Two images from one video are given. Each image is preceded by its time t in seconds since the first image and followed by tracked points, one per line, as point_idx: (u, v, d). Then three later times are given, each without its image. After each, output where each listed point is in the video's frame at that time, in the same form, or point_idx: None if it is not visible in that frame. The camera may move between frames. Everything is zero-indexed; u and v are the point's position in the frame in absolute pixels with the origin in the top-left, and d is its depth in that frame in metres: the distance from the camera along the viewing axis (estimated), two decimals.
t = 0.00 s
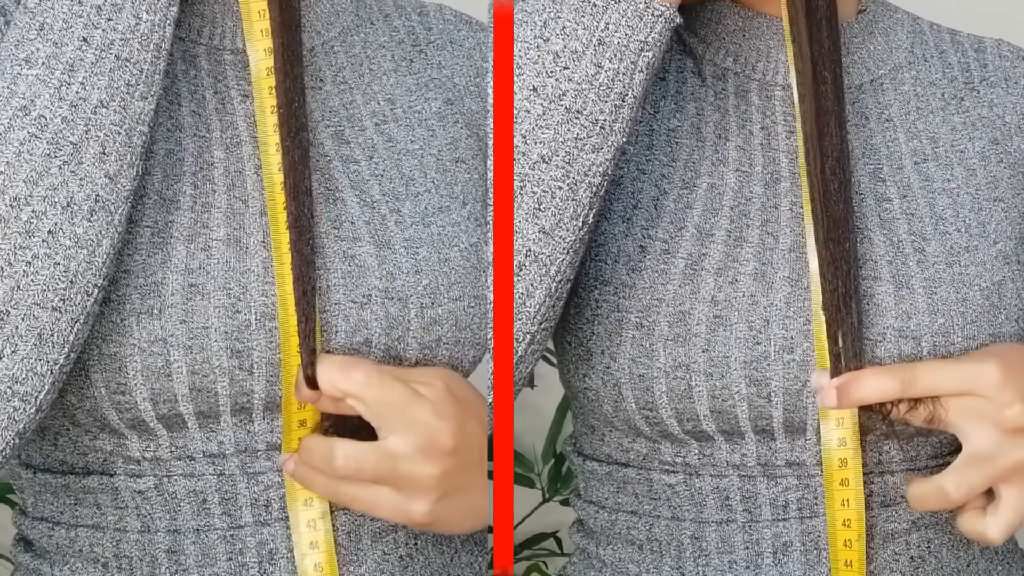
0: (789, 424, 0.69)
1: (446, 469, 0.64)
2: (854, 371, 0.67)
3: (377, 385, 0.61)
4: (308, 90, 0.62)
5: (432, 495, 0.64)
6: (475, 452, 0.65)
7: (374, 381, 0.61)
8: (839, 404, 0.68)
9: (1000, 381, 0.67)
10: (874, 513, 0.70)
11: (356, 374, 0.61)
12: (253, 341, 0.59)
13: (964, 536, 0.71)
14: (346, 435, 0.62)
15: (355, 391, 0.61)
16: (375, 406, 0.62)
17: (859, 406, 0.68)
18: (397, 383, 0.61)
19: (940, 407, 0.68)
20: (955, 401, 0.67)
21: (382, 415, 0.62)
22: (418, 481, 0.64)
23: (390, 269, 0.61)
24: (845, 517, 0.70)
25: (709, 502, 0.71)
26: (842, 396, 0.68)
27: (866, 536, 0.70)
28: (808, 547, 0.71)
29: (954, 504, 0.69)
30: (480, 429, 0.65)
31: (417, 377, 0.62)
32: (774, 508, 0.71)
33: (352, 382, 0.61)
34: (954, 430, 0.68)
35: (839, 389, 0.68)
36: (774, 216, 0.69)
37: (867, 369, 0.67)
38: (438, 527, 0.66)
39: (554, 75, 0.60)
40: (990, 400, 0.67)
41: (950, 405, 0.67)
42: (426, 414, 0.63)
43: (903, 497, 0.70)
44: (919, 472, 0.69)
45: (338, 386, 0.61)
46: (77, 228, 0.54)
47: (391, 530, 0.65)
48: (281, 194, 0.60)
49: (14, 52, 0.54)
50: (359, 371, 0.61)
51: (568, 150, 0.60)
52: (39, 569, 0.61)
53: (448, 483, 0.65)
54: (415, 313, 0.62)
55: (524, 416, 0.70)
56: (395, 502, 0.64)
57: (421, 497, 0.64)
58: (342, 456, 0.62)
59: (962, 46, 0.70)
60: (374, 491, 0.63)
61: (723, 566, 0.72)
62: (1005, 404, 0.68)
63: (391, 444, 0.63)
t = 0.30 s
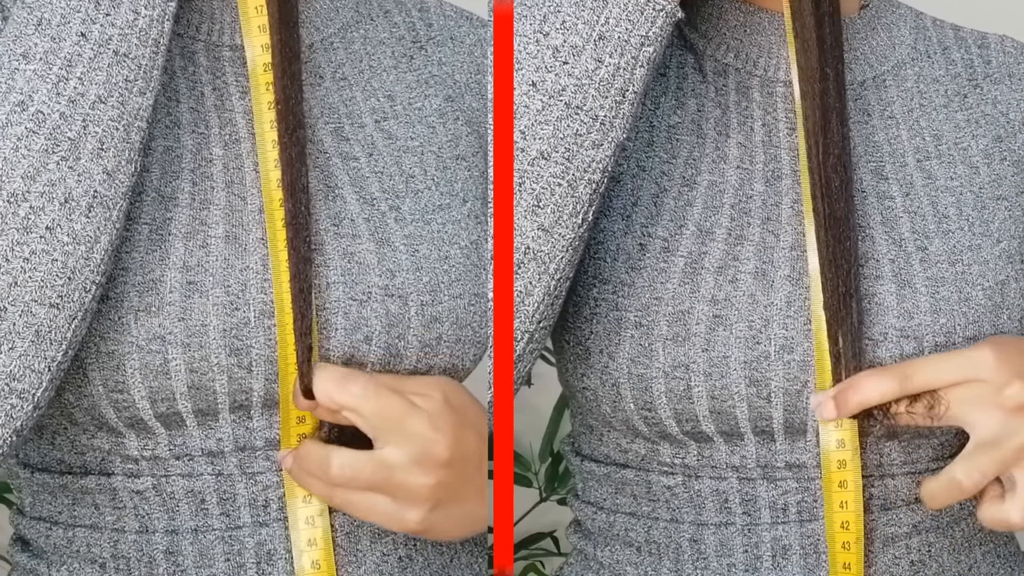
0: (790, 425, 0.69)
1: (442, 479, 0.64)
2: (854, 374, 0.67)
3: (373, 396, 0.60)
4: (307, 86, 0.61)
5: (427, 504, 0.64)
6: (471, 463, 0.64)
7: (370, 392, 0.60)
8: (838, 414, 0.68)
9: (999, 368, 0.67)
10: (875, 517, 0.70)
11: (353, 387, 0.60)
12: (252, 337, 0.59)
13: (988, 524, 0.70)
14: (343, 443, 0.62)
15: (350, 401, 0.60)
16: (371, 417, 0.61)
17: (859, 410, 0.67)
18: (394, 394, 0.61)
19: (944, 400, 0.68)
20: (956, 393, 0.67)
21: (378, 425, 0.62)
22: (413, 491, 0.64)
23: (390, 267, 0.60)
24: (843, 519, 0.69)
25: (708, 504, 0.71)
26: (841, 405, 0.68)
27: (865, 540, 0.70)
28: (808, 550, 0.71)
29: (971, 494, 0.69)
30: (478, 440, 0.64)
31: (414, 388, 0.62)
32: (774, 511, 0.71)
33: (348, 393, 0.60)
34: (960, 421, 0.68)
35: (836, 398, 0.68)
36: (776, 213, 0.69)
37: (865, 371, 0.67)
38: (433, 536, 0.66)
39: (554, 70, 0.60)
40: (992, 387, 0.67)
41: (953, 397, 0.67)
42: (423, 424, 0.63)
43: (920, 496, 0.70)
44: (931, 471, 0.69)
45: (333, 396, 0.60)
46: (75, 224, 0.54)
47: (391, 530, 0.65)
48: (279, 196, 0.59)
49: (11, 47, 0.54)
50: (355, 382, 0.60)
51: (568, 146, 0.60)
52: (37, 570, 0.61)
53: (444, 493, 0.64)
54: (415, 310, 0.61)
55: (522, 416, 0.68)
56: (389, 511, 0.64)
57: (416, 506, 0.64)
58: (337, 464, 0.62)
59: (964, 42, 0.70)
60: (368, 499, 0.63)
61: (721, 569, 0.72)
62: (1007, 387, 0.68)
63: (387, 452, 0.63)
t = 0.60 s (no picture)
0: (787, 425, 0.68)
1: (439, 485, 0.65)
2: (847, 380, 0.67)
3: (372, 406, 0.61)
4: (308, 85, 0.61)
5: (425, 510, 0.65)
6: (469, 471, 0.66)
7: (369, 402, 0.61)
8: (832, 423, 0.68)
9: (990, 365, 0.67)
10: (873, 517, 0.70)
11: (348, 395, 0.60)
12: (252, 339, 0.58)
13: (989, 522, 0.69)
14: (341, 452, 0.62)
15: (350, 411, 0.60)
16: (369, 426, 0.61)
17: (852, 418, 0.67)
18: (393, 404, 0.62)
19: (934, 397, 0.67)
20: (946, 389, 0.67)
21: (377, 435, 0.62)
22: (411, 498, 0.64)
23: (391, 267, 0.61)
24: (840, 518, 0.69)
25: (706, 504, 0.70)
26: (834, 414, 0.68)
27: (862, 540, 0.70)
28: (805, 550, 0.70)
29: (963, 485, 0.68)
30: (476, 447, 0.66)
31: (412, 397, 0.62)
32: (771, 511, 0.70)
33: (347, 403, 0.60)
34: (953, 418, 0.67)
35: (830, 409, 0.68)
36: (773, 212, 0.68)
37: (859, 378, 0.67)
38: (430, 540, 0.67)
39: (553, 67, 0.59)
40: (983, 382, 0.67)
41: (944, 394, 0.67)
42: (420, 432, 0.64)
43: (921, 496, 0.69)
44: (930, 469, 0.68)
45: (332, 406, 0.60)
46: (74, 225, 0.54)
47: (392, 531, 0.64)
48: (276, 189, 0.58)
49: (10, 47, 0.54)
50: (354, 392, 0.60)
51: (566, 144, 0.59)
52: (34, 570, 0.60)
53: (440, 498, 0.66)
54: (416, 309, 0.61)
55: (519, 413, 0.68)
56: (387, 520, 0.64)
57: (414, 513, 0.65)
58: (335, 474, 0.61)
59: (966, 39, 0.69)
60: (366, 509, 0.63)
61: (719, 570, 0.71)
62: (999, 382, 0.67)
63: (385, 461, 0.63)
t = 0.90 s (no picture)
0: (784, 424, 0.69)
1: (430, 482, 0.62)
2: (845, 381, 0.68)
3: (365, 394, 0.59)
4: (311, 78, 0.60)
5: (412, 504, 0.63)
6: (463, 463, 0.63)
7: (362, 391, 0.59)
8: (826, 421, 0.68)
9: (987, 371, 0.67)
10: (872, 516, 0.71)
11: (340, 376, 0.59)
12: (253, 334, 0.57)
13: (978, 530, 0.71)
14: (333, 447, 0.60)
15: (342, 402, 0.59)
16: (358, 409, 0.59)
17: (846, 420, 0.68)
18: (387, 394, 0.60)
19: (928, 403, 0.68)
20: (940, 395, 0.68)
21: (369, 427, 0.60)
22: (399, 491, 0.62)
23: (395, 260, 0.60)
24: (832, 519, 0.70)
25: (701, 504, 0.71)
26: (829, 416, 0.68)
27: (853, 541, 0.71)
28: (802, 550, 0.72)
29: (949, 497, 0.70)
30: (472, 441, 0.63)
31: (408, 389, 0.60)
32: (767, 510, 0.71)
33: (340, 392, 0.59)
34: (947, 424, 0.68)
35: (824, 410, 0.68)
36: (769, 209, 0.69)
37: (851, 379, 0.68)
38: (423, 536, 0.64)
39: (546, 63, 0.58)
40: (977, 388, 0.68)
41: (939, 398, 0.68)
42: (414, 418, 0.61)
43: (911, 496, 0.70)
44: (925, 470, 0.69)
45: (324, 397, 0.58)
46: (71, 223, 0.52)
47: (394, 531, 0.63)
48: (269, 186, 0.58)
49: (7, 42, 0.52)
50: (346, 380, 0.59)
51: (560, 141, 0.58)
52: (32, 570, 0.59)
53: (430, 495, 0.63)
54: (422, 303, 0.60)
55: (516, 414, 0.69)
56: (372, 510, 0.62)
57: (401, 506, 0.62)
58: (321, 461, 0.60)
59: (963, 34, 0.69)
60: (350, 497, 0.61)
61: (716, 569, 0.72)
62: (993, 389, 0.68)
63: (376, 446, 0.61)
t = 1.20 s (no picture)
0: (779, 420, 0.69)
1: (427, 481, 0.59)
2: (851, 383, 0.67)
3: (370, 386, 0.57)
4: (313, 71, 0.59)
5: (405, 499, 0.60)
6: (463, 459, 0.58)
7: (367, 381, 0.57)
8: (824, 431, 0.66)
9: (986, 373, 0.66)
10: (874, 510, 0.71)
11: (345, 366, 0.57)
12: (256, 329, 0.57)
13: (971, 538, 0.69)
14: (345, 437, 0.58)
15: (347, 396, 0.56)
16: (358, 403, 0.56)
17: (843, 431, 0.65)
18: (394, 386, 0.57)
19: (926, 409, 0.67)
20: (939, 401, 0.66)
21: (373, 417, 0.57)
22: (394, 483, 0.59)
23: (399, 252, 0.59)
24: (827, 516, 0.69)
25: (697, 502, 0.71)
26: (824, 427, 0.66)
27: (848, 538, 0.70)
28: (799, 547, 0.71)
29: (949, 505, 0.68)
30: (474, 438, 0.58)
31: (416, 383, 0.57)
32: (764, 509, 0.71)
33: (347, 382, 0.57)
34: (944, 430, 0.67)
35: (819, 421, 0.67)
36: (764, 206, 0.68)
37: (845, 391, 0.66)
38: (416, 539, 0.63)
39: (542, 60, 0.60)
40: (975, 394, 0.66)
41: (935, 405, 0.66)
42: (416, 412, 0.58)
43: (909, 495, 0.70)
44: (923, 470, 0.70)
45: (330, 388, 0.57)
46: (74, 223, 0.52)
47: (399, 529, 0.62)
48: (270, 181, 0.57)
49: (8, 38, 0.52)
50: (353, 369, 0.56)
51: (557, 138, 0.61)
52: (32, 572, 0.59)
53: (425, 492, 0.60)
54: (426, 297, 0.59)
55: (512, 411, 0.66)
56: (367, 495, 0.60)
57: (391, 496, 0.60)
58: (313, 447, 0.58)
59: (956, 31, 0.71)
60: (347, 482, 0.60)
61: (713, 568, 0.72)
62: (991, 394, 0.67)
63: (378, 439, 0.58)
